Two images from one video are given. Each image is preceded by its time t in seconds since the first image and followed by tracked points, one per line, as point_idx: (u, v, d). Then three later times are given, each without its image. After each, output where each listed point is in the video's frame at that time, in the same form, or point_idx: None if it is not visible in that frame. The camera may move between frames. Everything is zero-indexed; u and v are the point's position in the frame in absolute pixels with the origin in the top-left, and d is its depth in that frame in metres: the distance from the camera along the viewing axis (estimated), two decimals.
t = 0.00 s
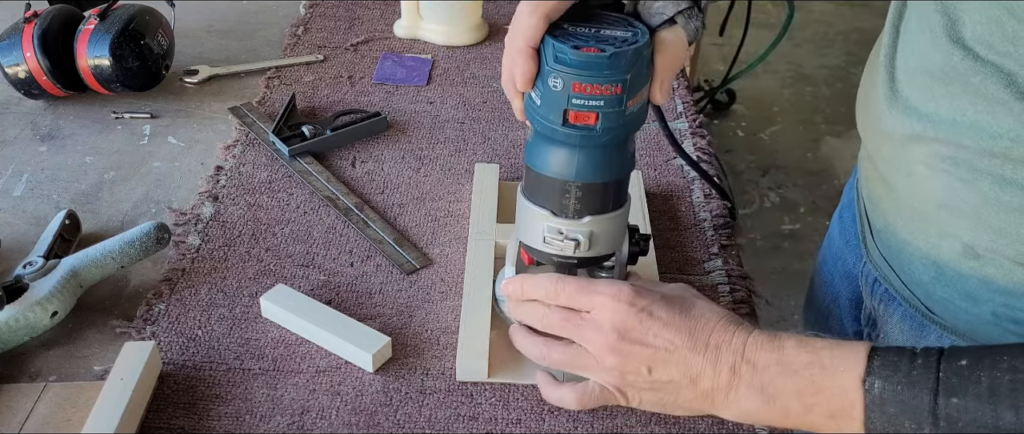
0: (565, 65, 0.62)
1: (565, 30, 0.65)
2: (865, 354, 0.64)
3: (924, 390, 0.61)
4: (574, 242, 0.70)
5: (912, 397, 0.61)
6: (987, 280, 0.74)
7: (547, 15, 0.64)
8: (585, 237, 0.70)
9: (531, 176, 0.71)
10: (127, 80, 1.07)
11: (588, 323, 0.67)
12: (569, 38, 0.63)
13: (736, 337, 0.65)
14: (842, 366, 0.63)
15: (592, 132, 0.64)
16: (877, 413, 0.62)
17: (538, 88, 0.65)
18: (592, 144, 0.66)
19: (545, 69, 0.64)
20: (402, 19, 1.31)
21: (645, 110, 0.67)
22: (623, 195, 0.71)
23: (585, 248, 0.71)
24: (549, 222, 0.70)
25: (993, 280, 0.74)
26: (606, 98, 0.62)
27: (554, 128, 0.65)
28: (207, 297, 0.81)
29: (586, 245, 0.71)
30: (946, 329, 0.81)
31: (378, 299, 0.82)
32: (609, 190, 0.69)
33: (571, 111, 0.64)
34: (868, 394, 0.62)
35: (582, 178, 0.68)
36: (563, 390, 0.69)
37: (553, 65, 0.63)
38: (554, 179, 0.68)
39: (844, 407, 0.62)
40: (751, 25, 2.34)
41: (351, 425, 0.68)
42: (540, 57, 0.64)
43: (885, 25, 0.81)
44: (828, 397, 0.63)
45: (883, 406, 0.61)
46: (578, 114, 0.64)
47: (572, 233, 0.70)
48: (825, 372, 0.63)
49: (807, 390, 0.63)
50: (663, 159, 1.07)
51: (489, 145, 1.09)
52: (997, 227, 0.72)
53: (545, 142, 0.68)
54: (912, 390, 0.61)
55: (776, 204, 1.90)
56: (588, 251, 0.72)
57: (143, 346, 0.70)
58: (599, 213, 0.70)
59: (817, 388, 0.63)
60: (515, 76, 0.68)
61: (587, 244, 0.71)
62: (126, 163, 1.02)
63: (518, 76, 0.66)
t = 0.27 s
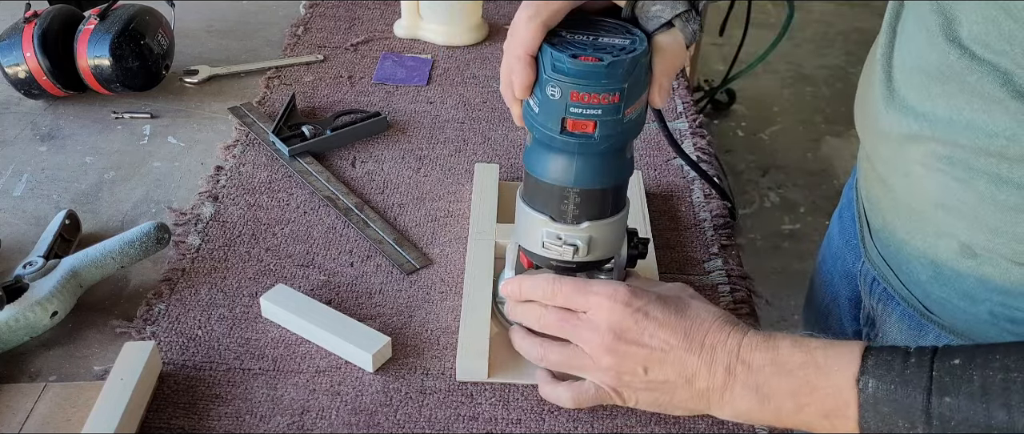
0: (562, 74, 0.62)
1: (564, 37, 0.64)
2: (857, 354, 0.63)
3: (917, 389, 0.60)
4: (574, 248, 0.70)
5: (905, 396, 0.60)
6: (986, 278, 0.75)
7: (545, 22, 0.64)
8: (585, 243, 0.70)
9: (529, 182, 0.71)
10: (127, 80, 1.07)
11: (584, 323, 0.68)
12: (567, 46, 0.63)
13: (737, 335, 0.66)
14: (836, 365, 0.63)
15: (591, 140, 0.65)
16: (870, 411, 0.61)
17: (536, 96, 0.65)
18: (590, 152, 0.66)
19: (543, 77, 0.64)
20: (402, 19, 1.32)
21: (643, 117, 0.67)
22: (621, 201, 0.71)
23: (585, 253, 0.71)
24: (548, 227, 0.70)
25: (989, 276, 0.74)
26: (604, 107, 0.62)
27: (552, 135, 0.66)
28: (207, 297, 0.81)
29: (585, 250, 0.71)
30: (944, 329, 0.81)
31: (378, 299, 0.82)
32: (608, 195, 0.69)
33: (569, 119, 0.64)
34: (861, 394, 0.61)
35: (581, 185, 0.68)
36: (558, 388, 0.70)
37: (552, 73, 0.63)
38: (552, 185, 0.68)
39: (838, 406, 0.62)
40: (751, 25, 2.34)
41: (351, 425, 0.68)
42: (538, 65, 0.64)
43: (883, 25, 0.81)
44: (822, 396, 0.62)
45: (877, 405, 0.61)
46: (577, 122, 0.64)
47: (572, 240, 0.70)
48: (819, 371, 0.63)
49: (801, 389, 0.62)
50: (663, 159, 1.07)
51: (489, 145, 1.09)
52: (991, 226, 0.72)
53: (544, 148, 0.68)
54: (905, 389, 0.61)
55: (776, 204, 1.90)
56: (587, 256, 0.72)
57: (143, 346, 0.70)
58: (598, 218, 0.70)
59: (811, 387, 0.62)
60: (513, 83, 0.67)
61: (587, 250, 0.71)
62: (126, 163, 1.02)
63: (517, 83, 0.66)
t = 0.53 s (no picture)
0: (562, 78, 0.62)
1: (564, 42, 0.65)
2: (854, 350, 0.63)
3: (915, 383, 0.61)
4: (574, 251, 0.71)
5: (904, 391, 0.61)
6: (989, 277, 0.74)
7: (546, 26, 0.64)
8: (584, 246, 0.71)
9: (529, 184, 0.71)
10: (127, 80, 1.07)
11: (584, 323, 0.68)
12: (568, 50, 0.63)
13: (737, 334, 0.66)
14: (835, 361, 0.63)
15: (591, 145, 0.65)
16: (869, 407, 0.61)
17: (536, 100, 0.65)
18: (591, 157, 0.66)
19: (544, 81, 0.64)
20: (402, 19, 1.32)
21: (644, 122, 0.67)
22: (622, 203, 0.71)
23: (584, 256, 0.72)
24: (548, 230, 0.71)
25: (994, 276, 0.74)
26: (605, 112, 0.63)
27: (553, 139, 0.66)
28: (207, 297, 0.81)
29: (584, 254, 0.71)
30: (947, 329, 0.80)
31: (378, 299, 0.82)
32: (608, 199, 0.69)
33: (569, 124, 0.64)
34: (859, 389, 0.62)
35: (581, 188, 0.68)
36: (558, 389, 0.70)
37: (552, 77, 0.63)
38: (552, 189, 0.68)
39: (836, 402, 0.62)
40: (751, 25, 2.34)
41: (351, 425, 0.68)
42: (539, 68, 0.64)
43: (883, 29, 0.82)
44: (821, 392, 0.62)
45: (875, 400, 0.61)
46: (577, 126, 0.64)
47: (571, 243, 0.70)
48: (818, 368, 0.63)
49: (800, 386, 0.63)
50: (663, 159, 1.07)
51: (489, 145, 1.09)
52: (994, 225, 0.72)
53: (543, 152, 0.68)
54: (903, 383, 0.61)
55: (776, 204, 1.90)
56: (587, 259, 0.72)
57: (143, 346, 0.70)
58: (598, 222, 0.70)
59: (809, 385, 0.63)
60: (514, 87, 0.68)
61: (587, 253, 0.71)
62: (126, 163, 1.02)
63: (517, 87, 0.66)
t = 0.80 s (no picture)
0: (562, 78, 0.62)
1: (564, 41, 0.64)
2: (850, 341, 0.62)
3: (910, 372, 0.59)
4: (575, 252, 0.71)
5: (898, 380, 0.59)
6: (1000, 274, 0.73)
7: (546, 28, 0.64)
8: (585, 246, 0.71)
9: (529, 184, 0.71)
10: (127, 80, 1.07)
11: (582, 323, 0.69)
12: (568, 51, 0.63)
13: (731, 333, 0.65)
14: (831, 354, 0.61)
15: (591, 145, 0.65)
16: (865, 398, 0.59)
17: (536, 100, 0.65)
18: (591, 157, 0.66)
19: (543, 82, 0.63)
20: (402, 19, 1.32)
21: (644, 121, 0.67)
22: (622, 204, 0.71)
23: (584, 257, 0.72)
24: (549, 231, 0.71)
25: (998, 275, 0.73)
26: (604, 112, 0.63)
27: (552, 139, 0.66)
28: (207, 297, 0.81)
29: (585, 254, 0.71)
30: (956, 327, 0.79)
31: (379, 299, 0.82)
32: (608, 200, 0.69)
33: (569, 124, 0.64)
34: (855, 380, 0.60)
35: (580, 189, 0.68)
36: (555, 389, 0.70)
37: (552, 78, 0.62)
38: (552, 189, 0.68)
39: (834, 395, 0.60)
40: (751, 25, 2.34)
41: (350, 425, 0.68)
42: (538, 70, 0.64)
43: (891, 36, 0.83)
44: (818, 384, 0.61)
45: (871, 390, 0.59)
46: (577, 127, 0.64)
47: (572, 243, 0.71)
48: (814, 360, 0.62)
49: (796, 379, 0.62)
50: (663, 159, 1.07)
51: (489, 145, 1.09)
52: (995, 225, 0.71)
53: (543, 152, 0.68)
54: (897, 372, 0.59)
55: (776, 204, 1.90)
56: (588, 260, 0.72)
57: (144, 346, 0.70)
58: (598, 222, 0.70)
59: (805, 378, 0.61)
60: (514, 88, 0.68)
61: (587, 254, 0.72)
62: (126, 163, 1.02)
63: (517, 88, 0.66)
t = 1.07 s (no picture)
0: (562, 78, 0.62)
1: (564, 41, 0.64)
2: (854, 316, 0.60)
3: (917, 340, 0.56)
4: (576, 252, 0.71)
5: (906, 349, 0.56)
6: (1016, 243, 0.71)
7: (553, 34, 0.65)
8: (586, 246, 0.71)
9: (528, 184, 0.71)
10: (127, 80, 1.07)
11: (581, 316, 0.67)
12: (568, 51, 0.63)
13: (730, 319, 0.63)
14: (836, 330, 0.60)
15: (591, 145, 0.65)
16: (872, 371, 0.57)
17: (536, 100, 0.65)
18: (591, 157, 0.66)
19: (544, 82, 0.63)
20: (402, 19, 1.32)
21: (644, 121, 0.67)
22: (621, 204, 0.71)
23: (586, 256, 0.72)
24: (549, 231, 0.71)
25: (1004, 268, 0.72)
26: (604, 112, 0.63)
27: (552, 139, 0.65)
28: (207, 297, 0.81)
29: (586, 254, 0.72)
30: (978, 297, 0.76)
31: (379, 299, 0.82)
32: (608, 200, 0.69)
33: (569, 124, 0.64)
34: (862, 353, 0.58)
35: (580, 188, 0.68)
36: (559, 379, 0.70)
37: (552, 78, 0.62)
38: (552, 189, 0.68)
39: (840, 371, 0.58)
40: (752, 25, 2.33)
41: (350, 425, 0.68)
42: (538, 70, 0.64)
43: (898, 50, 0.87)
44: (822, 362, 0.59)
45: (879, 362, 0.57)
46: (577, 127, 0.64)
47: (573, 243, 0.71)
48: (818, 339, 0.60)
49: (799, 360, 0.60)
50: (663, 159, 1.07)
51: (489, 145, 1.09)
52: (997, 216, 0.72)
53: (543, 152, 0.68)
54: (904, 342, 0.57)
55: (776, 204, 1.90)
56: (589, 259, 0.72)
57: (144, 346, 0.70)
58: (598, 222, 0.70)
59: (809, 357, 0.59)
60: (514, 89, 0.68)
61: (588, 253, 0.72)
62: (126, 162, 1.02)
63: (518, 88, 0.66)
